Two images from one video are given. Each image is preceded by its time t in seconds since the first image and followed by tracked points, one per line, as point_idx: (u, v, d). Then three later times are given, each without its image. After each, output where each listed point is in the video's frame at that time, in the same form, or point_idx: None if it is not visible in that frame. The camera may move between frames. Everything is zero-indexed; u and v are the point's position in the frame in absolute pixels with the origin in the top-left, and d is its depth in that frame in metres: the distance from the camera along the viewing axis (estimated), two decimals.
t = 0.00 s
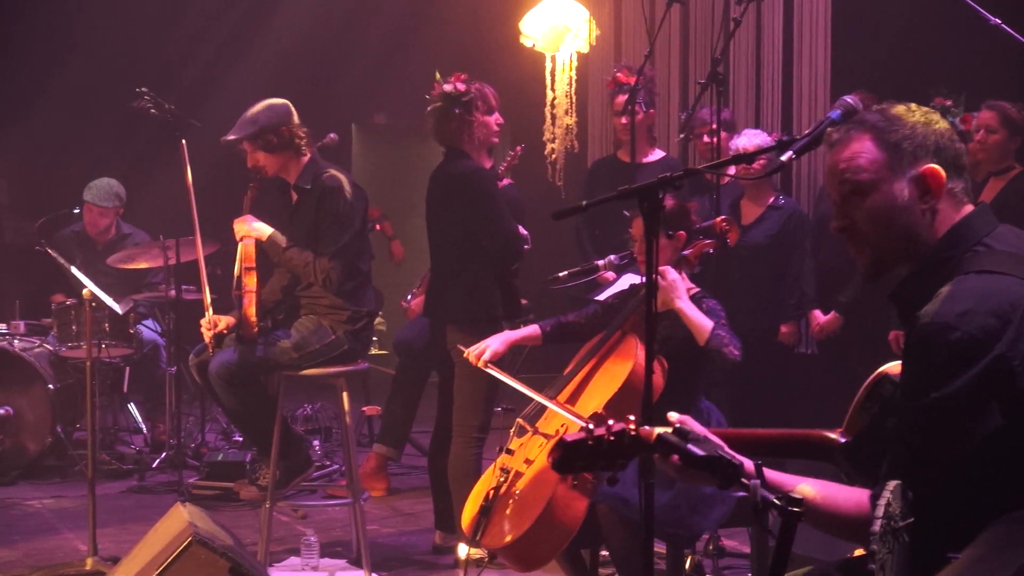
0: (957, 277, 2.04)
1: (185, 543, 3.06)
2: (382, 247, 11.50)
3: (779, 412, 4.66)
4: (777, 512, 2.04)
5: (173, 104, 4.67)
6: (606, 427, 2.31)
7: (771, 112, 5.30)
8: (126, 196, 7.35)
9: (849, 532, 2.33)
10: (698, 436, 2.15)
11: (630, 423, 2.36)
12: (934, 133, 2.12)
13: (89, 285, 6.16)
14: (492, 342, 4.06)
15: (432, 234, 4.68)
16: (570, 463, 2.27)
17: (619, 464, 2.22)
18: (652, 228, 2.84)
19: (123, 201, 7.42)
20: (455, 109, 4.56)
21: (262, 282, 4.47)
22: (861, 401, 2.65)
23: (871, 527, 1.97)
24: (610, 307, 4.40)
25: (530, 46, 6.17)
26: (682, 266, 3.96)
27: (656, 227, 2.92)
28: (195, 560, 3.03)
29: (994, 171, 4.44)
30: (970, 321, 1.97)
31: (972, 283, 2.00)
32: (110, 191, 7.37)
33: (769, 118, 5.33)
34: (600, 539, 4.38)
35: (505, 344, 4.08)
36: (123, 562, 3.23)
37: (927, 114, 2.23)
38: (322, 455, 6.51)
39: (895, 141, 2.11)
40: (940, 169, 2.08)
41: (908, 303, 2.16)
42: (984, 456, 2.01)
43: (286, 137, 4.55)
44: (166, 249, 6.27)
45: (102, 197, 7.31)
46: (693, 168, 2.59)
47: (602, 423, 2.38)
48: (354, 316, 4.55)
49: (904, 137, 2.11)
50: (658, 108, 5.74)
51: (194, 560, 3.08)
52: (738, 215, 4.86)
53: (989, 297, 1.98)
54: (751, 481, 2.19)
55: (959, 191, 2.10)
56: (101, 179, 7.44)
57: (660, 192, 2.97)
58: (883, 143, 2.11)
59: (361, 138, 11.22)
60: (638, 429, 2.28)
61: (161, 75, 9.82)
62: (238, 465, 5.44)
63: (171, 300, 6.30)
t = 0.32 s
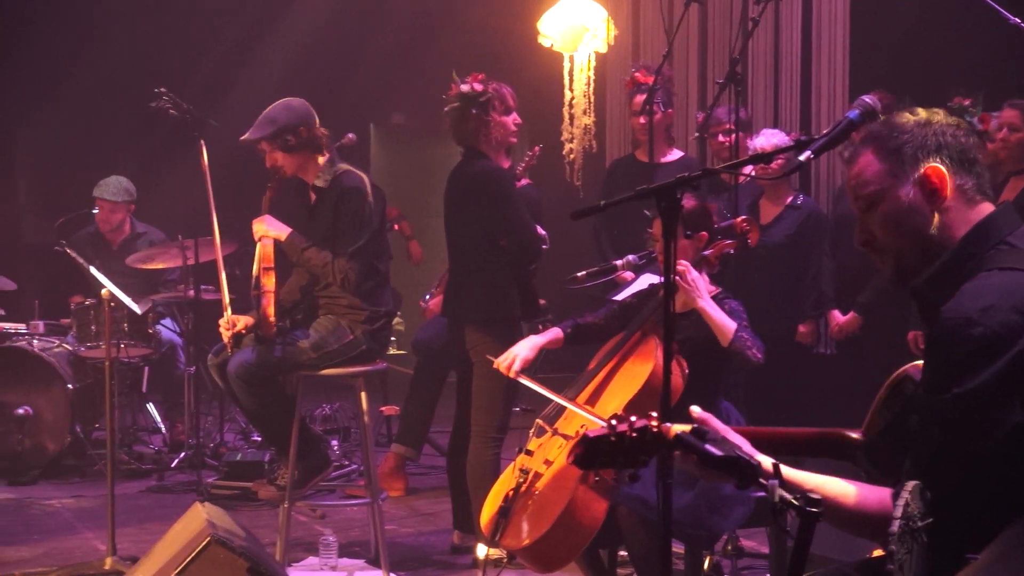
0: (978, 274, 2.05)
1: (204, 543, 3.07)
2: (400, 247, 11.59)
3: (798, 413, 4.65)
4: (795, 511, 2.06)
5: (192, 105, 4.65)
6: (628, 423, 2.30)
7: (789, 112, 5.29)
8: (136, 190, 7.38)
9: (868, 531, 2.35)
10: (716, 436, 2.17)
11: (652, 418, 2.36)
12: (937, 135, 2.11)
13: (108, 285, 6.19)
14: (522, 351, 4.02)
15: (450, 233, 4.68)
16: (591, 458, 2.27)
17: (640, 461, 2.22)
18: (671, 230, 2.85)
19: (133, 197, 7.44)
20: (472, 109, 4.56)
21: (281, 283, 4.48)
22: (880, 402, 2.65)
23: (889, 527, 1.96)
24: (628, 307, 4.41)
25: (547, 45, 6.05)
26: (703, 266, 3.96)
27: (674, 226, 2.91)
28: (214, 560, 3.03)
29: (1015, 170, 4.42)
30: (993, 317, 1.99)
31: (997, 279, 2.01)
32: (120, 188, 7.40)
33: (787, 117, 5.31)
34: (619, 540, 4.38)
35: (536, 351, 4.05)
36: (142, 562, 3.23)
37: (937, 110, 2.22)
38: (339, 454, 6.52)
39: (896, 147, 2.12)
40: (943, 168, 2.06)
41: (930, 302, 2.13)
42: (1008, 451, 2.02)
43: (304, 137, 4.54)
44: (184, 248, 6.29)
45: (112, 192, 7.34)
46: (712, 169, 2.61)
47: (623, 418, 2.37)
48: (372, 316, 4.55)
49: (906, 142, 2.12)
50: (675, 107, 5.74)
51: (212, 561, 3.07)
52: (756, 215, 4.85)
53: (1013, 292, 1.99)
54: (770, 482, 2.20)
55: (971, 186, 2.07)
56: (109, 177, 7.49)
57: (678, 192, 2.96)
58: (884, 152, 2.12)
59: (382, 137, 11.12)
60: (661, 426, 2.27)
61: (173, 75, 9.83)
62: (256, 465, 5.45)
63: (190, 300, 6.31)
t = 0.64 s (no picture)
0: (998, 272, 1.98)
1: (222, 543, 3.08)
2: (416, 248, 11.58)
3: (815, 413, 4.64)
4: (812, 511, 2.04)
5: (211, 106, 4.65)
6: (648, 416, 2.25)
7: (808, 112, 5.30)
8: (147, 193, 7.35)
9: (885, 528, 2.32)
10: (733, 435, 2.15)
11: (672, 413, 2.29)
12: (947, 136, 2.12)
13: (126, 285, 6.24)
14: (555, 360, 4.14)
15: (469, 234, 4.69)
16: (609, 452, 2.23)
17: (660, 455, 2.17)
18: (690, 233, 2.84)
19: (147, 199, 7.41)
20: (489, 109, 4.56)
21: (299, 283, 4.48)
22: (900, 401, 2.61)
23: (907, 527, 1.95)
24: (647, 307, 4.40)
25: (564, 45, 6.18)
26: (722, 266, 3.95)
27: (692, 226, 2.87)
28: (232, 560, 3.04)
29: None
30: (1013, 315, 1.91)
31: (1017, 276, 1.93)
32: (132, 190, 7.39)
33: (805, 116, 5.32)
34: (638, 540, 4.37)
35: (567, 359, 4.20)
36: (159, 563, 3.24)
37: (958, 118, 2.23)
38: (357, 455, 6.52)
39: (908, 150, 2.14)
40: (953, 168, 2.07)
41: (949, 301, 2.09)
42: None
43: (322, 137, 4.54)
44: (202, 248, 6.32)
45: (123, 197, 7.33)
46: (730, 171, 2.62)
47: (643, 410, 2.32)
48: (389, 316, 4.55)
49: (917, 144, 2.14)
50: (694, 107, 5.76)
51: (230, 560, 3.08)
52: (775, 215, 4.86)
53: None
54: (786, 480, 2.19)
55: (987, 185, 2.05)
56: (123, 180, 7.48)
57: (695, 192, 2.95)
58: (897, 155, 2.15)
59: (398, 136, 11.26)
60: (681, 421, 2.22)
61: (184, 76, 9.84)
62: (275, 465, 5.46)
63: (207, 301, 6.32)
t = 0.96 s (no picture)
0: None
1: (247, 543, 3.09)
2: (442, 247, 12.06)
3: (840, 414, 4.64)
4: (837, 512, 2.00)
5: (234, 106, 4.67)
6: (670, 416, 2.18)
7: (833, 115, 5.36)
8: (173, 193, 7.34)
9: (904, 527, 2.31)
10: (758, 436, 2.06)
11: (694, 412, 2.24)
12: (975, 135, 2.05)
13: (150, 286, 6.30)
14: (598, 368, 4.26)
15: (493, 234, 4.69)
16: (630, 453, 2.16)
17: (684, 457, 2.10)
18: (714, 233, 2.85)
19: (174, 199, 7.43)
20: (512, 110, 4.55)
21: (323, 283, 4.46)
22: (926, 402, 2.52)
23: (932, 529, 1.93)
24: (672, 307, 4.39)
25: (587, 45, 6.03)
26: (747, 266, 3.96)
27: (717, 227, 2.89)
28: (255, 560, 3.04)
29: None
30: None
31: None
32: (159, 191, 7.41)
33: (830, 118, 5.39)
34: (662, 541, 4.37)
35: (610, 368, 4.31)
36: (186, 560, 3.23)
37: (991, 114, 2.15)
38: (382, 455, 6.54)
39: (935, 149, 2.09)
40: (980, 168, 1.99)
41: (975, 302, 1.96)
42: None
43: (345, 137, 4.53)
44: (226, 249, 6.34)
45: (149, 198, 7.34)
46: (753, 170, 2.62)
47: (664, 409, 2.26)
48: (413, 316, 4.56)
49: (944, 143, 2.08)
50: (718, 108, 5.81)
51: (255, 560, 3.09)
52: (799, 216, 4.89)
53: None
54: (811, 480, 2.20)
55: (1017, 186, 1.96)
56: (149, 181, 7.48)
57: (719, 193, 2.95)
58: (924, 155, 2.10)
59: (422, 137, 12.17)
60: (704, 421, 2.15)
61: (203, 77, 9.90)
62: (299, 464, 5.49)
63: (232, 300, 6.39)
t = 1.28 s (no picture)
0: None
1: (282, 543, 3.08)
2: (479, 249, 12.03)
3: (878, 416, 4.64)
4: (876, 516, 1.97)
5: (271, 107, 4.70)
6: (707, 421, 2.15)
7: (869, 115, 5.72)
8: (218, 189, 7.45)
9: (943, 533, 2.26)
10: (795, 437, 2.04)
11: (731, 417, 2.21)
12: (1007, 140, 2.06)
13: (188, 285, 6.35)
14: (629, 364, 4.27)
15: (529, 234, 4.70)
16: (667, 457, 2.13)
17: (721, 461, 2.07)
18: (751, 235, 2.85)
19: (218, 196, 7.52)
20: (547, 110, 4.56)
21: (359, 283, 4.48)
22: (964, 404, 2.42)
23: (969, 531, 1.96)
24: (706, 309, 4.36)
25: (623, 46, 6.07)
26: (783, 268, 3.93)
27: (754, 228, 2.89)
28: (291, 562, 3.04)
29: None
30: None
31: None
32: (204, 188, 7.51)
33: (867, 120, 5.75)
34: (699, 542, 4.36)
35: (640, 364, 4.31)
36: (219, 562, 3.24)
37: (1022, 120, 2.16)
38: (417, 456, 6.58)
39: (966, 156, 2.10)
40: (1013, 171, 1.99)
41: (1010, 304, 1.95)
42: None
43: (382, 138, 4.54)
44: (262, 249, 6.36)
45: (194, 193, 7.45)
46: (788, 173, 2.65)
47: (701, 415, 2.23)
48: (449, 317, 4.55)
49: (974, 150, 2.09)
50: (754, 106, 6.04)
51: (290, 560, 3.08)
52: (836, 217, 4.93)
53: None
54: (850, 482, 2.18)
55: None
56: (194, 179, 7.60)
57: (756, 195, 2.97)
58: (956, 162, 2.10)
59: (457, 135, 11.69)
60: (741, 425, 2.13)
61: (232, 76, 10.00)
62: (335, 465, 5.52)
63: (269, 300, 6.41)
